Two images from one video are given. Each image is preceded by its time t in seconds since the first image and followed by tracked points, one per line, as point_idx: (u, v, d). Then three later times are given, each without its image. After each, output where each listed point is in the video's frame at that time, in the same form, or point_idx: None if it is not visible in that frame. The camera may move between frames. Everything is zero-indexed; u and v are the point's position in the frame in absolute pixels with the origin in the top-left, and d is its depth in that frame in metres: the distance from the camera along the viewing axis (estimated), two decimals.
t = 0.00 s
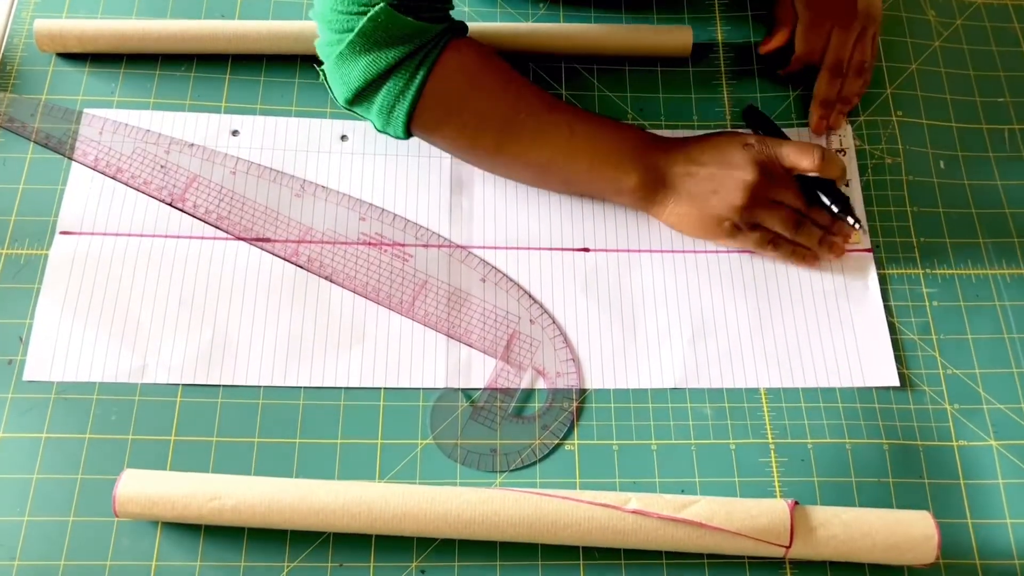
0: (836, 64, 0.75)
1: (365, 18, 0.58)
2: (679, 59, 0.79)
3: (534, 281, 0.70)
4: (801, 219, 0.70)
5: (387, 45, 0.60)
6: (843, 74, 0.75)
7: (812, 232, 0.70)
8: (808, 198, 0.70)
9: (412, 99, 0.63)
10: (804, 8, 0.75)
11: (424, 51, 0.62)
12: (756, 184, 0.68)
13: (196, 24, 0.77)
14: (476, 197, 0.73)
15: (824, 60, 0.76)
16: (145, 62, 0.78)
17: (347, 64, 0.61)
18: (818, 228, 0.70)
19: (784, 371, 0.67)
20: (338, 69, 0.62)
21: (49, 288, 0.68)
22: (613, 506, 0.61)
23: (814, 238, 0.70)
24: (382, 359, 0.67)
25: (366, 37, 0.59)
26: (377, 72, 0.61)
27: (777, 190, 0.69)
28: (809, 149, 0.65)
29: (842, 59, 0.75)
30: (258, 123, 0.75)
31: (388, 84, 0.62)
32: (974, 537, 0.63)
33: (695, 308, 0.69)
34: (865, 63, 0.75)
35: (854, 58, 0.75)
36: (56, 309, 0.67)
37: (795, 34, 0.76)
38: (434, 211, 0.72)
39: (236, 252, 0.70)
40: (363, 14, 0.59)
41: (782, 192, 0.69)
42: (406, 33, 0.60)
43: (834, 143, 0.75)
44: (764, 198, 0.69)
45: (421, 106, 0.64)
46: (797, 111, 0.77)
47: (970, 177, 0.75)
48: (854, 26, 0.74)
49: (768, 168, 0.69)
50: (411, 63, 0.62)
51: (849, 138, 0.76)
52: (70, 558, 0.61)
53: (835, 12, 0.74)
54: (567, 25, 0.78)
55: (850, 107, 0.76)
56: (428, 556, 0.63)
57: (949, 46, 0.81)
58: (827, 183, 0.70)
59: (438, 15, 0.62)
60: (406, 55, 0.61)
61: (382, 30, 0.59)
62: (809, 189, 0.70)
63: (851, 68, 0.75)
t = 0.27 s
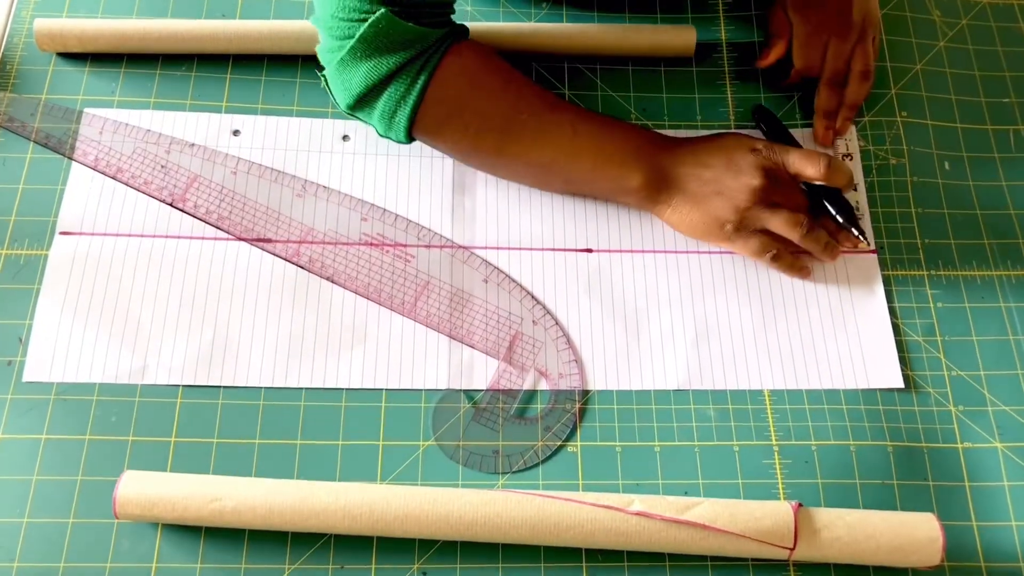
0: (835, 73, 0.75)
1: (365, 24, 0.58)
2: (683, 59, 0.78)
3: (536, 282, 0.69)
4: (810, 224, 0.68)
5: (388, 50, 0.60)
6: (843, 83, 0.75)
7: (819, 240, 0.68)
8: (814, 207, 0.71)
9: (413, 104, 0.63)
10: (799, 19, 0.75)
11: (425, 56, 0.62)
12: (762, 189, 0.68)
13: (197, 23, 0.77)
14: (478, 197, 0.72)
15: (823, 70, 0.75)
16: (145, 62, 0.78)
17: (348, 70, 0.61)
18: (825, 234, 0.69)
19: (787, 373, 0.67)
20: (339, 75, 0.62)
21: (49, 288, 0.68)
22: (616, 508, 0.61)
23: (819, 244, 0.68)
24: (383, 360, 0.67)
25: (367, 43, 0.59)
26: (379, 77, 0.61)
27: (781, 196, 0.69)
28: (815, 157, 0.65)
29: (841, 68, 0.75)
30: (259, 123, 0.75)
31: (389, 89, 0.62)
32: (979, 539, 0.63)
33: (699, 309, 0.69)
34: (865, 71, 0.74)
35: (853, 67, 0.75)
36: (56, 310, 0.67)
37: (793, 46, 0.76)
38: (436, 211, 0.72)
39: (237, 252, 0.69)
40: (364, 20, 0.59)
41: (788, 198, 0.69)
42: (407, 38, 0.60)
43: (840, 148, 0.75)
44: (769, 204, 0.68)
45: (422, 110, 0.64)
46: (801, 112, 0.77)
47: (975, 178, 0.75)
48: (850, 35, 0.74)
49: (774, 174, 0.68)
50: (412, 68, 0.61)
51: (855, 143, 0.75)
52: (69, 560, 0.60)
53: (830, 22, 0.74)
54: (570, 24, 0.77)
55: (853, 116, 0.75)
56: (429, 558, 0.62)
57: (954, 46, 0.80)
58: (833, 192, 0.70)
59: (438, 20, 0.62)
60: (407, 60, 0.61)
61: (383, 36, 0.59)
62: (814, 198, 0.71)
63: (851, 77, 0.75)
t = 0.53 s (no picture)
0: (841, 73, 0.74)
1: (370, 23, 0.58)
2: (686, 58, 0.78)
3: (539, 282, 0.69)
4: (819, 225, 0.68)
5: (392, 49, 0.59)
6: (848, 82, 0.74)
7: (827, 240, 0.67)
8: (821, 210, 0.70)
9: (417, 104, 0.62)
10: (804, 19, 0.75)
11: (430, 55, 0.61)
12: (770, 188, 0.68)
13: (198, 21, 0.76)
14: (480, 198, 0.72)
15: (829, 69, 0.75)
16: (145, 60, 0.77)
17: (352, 69, 0.60)
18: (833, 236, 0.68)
19: (792, 374, 0.67)
20: (343, 74, 0.61)
21: (48, 289, 0.67)
22: (620, 510, 0.60)
23: (826, 245, 0.67)
24: (385, 362, 0.66)
25: (371, 42, 0.59)
26: (383, 76, 0.60)
27: (790, 197, 0.69)
28: (822, 159, 0.66)
29: (847, 67, 0.74)
30: (259, 122, 0.74)
31: (393, 88, 0.61)
32: (984, 542, 0.63)
33: (703, 310, 0.68)
34: (870, 70, 0.74)
35: (859, 66, 0.74)
36: (55, 311, 0.66)
37: (799, 46, 0.75)
38: (438, 211, 0.71)
39: (238, 252, 0.69)
40: (368, 19, 0.58)
41: (795, 198, 0.69)
42: (412, 37, 0.59)
43: (847, 151, 0.75)
44: (778, 203, 0.68)
45: (427, 109, 0.63)
46: (806, 112, 0.76)
47: (981, 179, 0.74)
48: (856, 34, 0.74)
49: (783, 175, 0.68)
50: (417, 67, 0.61)
51: (861, 146, 0.75)
52: (68, 563, 0.60)
53: (835, 21, 0.74)
54: (573, 22, 0.77)
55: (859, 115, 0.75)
56: (431, 561, 0.62)
57: (959, 46, 0.80)
58: (840, 196, 0.70)
59: (443, 19, 0.62)
60: (412, 59, 0.60)
61: (387, 34, 0.58)
62: (821, 200, 0.70)
63: (856, 77, 0.74)
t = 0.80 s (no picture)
0: (846, 68, 0.74)
1: (372, 22, 0.58)
2: (690, 57, 0.77)
3: (542, 283, 0.68)
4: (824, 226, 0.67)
5: (394, 47, 0.59)
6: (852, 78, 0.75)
7: (832, 241, 0.67)
8: (825, 211, 0.70)
9: (419, 103, 0.62)
10: (807, 16, 0.75)
11: (432, 54, 0.61)
12: (775, 189, 0.67)
13: (198, 19, 0.76)
14: (482, 198, 0.71)
15: (833, 65, 0.75)
16: (145, 59, 0.77)
17: (354, 68, 0.60)
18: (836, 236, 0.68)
19: (796, 376, 0.66)
20: (345, 73, 0.61)
21: (47, 289, 0.67)
22: (624, 512, 0.60)
23: (830, 246, 0.67)
24: (387, 363, 0.66)
25: (374, 41, 0.58)
26: (385, 75, 0.60)
27: (794, 198, 0.68)
28: (827, 161, 0.66)
29: (851, 63, 0.74)
30: (260, 121, 0.74)
31: (395, 87, 0.61)
32: (990, 545, 0.62)
33: (707, 311, 0.68)
34: (874, 66, 0.74)
35: (862, 62, 0.74)
36: (54, 312, 0.66)
37: (802, 42, 0.75)
38: (440, 212, 0.71)
39: (238, 253, 0.68)
40: (371, 17, 0.58)
41: (799, 199, 0.68)
42: (414, 36, 0.59)
43: (851, 150, 0.74)
44: (781, 204, 0.67)
45: (429, 108, 0.63)
46: (810, 111, 0.76)
47: (986, 179, 0.74)
48: (858, 30, 0.74)
49: (787, 175, 0.68)
50: (419, 66, 0.61)
51: (865, 145, 0.74)
52: (68, 566, 0.60)
53: (838, 17, 0.74)
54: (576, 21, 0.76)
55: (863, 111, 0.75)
56: (433, 563, 0.61)
57: (964, 46, 0.79)
58: (845, 197, 0.69)
59: (445, 18, 0.61)
60: (414, 58, 0.60)
61: (389, 33, 0.58)
62: (826, 201, 0.70)
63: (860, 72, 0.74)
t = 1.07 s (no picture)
0: (850, 70, 0.73)
1: (373, 19, 0.57)
2: (693, 56, 0.77)
3: (544, 283, 0.68)
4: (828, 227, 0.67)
5: (395, 45, 0.59)
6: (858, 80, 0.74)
7: (836, 242, 0.67)
8: (829, 212, 0.69)
9: (420, 101, 0.61)
10: (808, 18, 0.74)
11: (434, 51, 0.60)
12: (779, 189, 0.67)
13: (197, 18, 0.75)
14: (484, 198, 0.71)
15: (837, 68, 0.74)
16: (144, 58, 0.76)
17: (354, 65, 0.60)
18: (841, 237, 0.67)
19: (800, 377, 0.66)
20: (345, 70, 0.60)
21: (46, 290, 0.66)
22: (627, 514, 0.59)
23: (834, 247, 0.67)
24: (388, 364, 0.65)
25: (374, 38, 0.58)
26: (385, 73, 0.59)
27: (798, 198, 0.68)
28: (832, 161, 0.65)
29: (855, 66, 0.73)
30: (260, 121, 0.73)
31: (396, 85, 0.61)
32: (996, 547, 0.62)
33: (710, 312, 0.67)
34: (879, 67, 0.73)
35: (867, 64, 0.74)
36: (53, 313, 0.65)
37: (804, 45, 0.75)
38: (441, 212, 0.70)
39: (238, 253, 0.68)
40: (372, 15, 0.57)
41: (803, 199, 0.68)
42: (415, 33, 0.59)
43: (855, 152, 0.73)
44: (785, 205, 0.67)
45: (430, 107, 0.62)
46: (813, 111, 0.75)
47: (991, 179, 0.73)
48: (862, 32, 0.74)
49: (791, 176, 0.67)
50: (420, 64, 0.60)
51: (869, 146, 0.74)
52: (67, 569, 0.59)
53: (840, 20, 0.74)
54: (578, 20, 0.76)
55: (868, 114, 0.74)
56: (435, 565, 0.61)
57: (969, 45, 0.79)
58: (849, 197, 0.69)
59: (447, 15, 0.61)
60: (415, 56, 0.60)
61: (390, 31, 0.58)
62: (830, 202, 0.69)
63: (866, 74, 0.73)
